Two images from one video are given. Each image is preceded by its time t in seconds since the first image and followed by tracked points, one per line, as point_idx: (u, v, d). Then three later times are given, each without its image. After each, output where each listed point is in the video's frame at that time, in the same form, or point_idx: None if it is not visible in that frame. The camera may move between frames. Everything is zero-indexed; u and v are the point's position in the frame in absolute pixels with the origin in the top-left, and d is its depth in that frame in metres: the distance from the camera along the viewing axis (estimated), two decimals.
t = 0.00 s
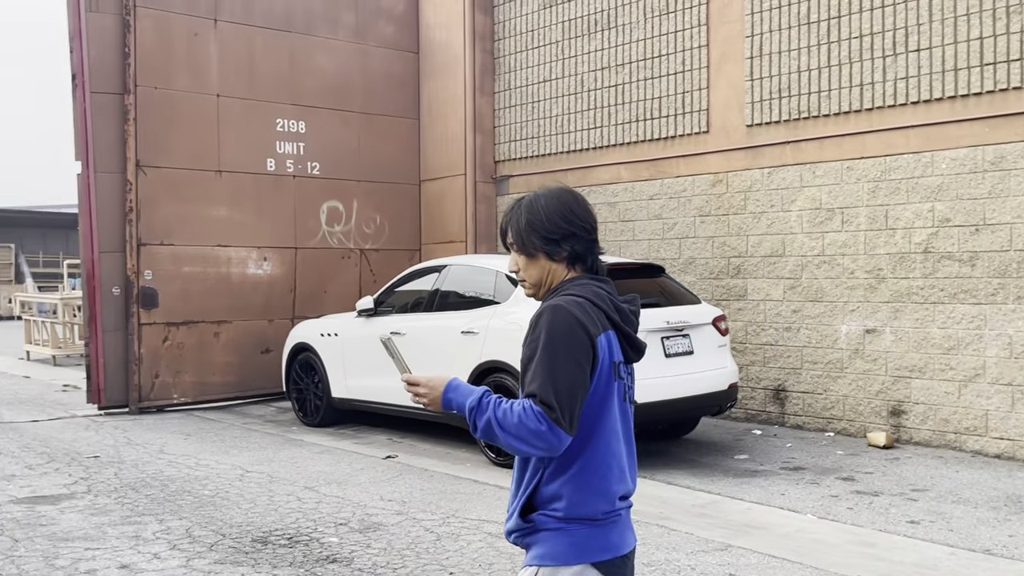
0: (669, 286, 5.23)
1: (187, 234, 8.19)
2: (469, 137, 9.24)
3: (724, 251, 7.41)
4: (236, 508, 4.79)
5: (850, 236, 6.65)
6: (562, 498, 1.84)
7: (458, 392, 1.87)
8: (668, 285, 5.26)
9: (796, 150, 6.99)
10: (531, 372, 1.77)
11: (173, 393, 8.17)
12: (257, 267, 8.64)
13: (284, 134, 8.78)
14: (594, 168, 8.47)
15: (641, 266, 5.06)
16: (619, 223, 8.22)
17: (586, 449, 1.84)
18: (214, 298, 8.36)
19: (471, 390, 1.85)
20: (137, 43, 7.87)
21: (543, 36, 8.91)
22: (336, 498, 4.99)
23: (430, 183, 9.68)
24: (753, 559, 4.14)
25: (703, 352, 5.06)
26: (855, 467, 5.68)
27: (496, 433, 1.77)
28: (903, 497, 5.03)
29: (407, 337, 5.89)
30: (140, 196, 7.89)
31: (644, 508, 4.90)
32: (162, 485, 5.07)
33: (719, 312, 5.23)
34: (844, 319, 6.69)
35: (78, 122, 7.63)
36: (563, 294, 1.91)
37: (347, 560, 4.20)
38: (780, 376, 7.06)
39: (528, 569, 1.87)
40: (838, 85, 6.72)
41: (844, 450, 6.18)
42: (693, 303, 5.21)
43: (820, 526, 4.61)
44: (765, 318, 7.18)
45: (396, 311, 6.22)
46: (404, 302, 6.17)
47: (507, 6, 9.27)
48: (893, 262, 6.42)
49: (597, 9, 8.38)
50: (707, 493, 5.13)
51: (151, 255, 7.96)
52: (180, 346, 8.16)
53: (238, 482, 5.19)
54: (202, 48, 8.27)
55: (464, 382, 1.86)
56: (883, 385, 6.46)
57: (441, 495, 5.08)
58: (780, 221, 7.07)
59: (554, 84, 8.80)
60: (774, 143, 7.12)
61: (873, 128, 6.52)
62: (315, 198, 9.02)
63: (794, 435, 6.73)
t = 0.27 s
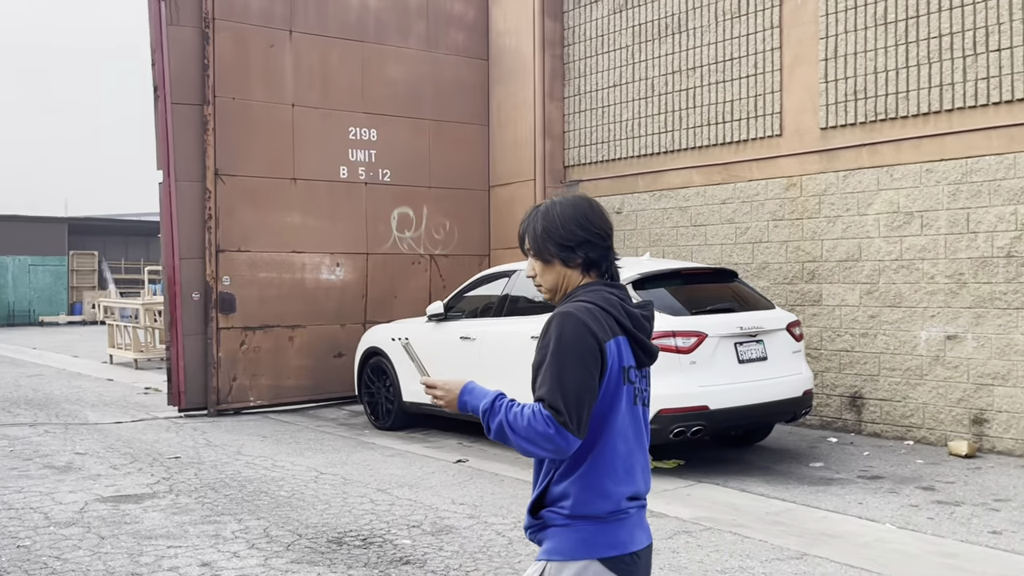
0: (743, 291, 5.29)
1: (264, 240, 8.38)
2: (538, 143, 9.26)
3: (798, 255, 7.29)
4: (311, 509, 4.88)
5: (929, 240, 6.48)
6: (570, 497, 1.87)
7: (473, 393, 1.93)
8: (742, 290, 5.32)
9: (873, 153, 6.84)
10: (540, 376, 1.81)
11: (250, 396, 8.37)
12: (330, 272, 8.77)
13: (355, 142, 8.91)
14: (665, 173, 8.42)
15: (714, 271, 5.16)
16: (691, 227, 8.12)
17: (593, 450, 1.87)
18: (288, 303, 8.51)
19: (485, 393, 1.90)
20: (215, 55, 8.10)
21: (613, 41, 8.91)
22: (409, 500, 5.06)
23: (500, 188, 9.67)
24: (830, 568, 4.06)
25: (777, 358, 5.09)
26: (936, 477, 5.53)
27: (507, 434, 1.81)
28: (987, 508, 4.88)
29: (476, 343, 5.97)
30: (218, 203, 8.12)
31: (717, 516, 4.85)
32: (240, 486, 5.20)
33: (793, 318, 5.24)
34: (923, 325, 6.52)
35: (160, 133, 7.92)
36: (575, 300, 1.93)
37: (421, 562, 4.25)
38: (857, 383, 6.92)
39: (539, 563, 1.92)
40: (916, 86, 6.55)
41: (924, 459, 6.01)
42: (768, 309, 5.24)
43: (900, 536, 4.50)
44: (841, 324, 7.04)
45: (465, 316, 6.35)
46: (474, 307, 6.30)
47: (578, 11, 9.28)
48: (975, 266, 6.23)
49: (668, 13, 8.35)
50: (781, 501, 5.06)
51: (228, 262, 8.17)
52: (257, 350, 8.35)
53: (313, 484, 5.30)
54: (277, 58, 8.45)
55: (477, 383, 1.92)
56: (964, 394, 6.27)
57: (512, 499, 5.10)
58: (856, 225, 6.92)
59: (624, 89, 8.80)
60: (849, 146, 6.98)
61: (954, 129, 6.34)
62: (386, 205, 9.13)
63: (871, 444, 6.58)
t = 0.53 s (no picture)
0: (807, 295, 5.31)
1: (327, 245, 8.49)
2: (598, 147, 9.26)
3: (864, 259, 7.19)
4: (374, 511, 4.94)
5: (1000, 243, 6.33)
6: (545, 498, 1.93)
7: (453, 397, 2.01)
8: (805, 294, 5.34)
9: (941, 154, 6.71)
10: (515, 384, 1.88)
11: (314, 399, 8.47)
12: (391, 277, 8.86)
13: (417, 148, 8.99)
14: (727, 176, 8.37)
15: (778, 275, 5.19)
16: (754, 231, 8.07)
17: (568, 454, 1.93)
18: (351, 308, 8.61)
19: (465, 398, 1.99)
20: (280, 64, 8.22)
21: (674, 44, 8.90)
22: (470, 503, 5.09)
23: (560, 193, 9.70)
24: None
25: (843, 363, 5.05)
26: (1008, 485, 5.40)
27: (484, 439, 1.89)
28: None
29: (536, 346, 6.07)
30: (283, 210, 8.25)
31: (780, 522, 4.79)
32: (304, 487, 5.29)
33: (859, 322, 5.21)
34: (994, 330, 6.37)
35: (227, 140, 8.03)
36: (552, 308, 1.99)
37: (481, 564, 4.27)
38: (925, 390, 6.79)
39: (517, 562, 1.99)
40: (986, 86, 6.41)
41: (995, 467, 5.87)
42: (832, 313, 5.23)
43: (969, 546, 4.40)
44: (908, 329, 6.93)
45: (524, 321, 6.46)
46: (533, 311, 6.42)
47: (639, 15, 9.30)
48: None
49: (730, 14, 8.32)
50: (847, 509, 4.98)
51: (293, 267, 8.30)
52: (320, 354, 8.46)
53: (376, 486, 5.36)
54: (340, 66, 8.56)
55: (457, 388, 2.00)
56: None
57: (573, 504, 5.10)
58: (924, 227, 6.80)
59: (685, 92, 8.78)
60: (916, 148, 6.85)
61: None
62: (448, 210, 9.19)
63: (941, 451, 6.45)
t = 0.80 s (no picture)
0: (860, 298, 5.28)
1: (378, 249, 8.57)
2: (649, 149, 9.25)
3: (920, 261, 7.13)
4: (424, 513, 4.96)
5: None
6: (523, 494, 1.99)
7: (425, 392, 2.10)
8: (859, 297, 5.30)
9: (999, 154, 6.59)
10: (484, 380, 1.96)
11: (365, 402, 8.50)
12: (442, 281, 8.91)
13: (466, 151, 9.04)
14: (779, 178, 8.32)
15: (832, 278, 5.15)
16: (806, 233, 8.03)
17: (542, 450, 1.99)
18: (402, 311, 8.68)
19: (436, 391, 2.07)
20: (332, 69, 8.31)
21: (725, 45, 8.87)
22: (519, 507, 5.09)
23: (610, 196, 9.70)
24: None
25: (897, 366, 5.05)
26: None
27: (453, 434, 1.98)
28: None
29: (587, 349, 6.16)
30: (335, 214, 8.33)
31: (833, 528, 4.73)
32: (354, 489, 5.33)
33: (915, 326, 5.19)
34: None
35: (280, 146, 8.12)
36: (524, 303, 2.08)
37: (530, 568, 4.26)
38: (984, 395, 6.69)
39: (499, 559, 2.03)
40: None
41: None
42: (887, 316, 5.20)
43: None
44: (965, 332, 6.84)
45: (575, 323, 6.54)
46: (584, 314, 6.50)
47: (689, 16, 9.29)
48: None
49: (782, 14, 8.28)
50: (902, 515, 4.91)
51: (345, 270, 8.39)
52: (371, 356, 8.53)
53: (426, 488, 5.39)
54: (390, 71, 8.63)
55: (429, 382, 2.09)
56: None
57: (622, 507, 5.09)
58: (982, 229, 6.69)
59: (736, 93, 8.75)
60: (973, 148, 6.75)
61: None
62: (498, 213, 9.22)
63: (1000, 457, 6.34)
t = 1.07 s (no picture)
0: (911, 299, 5.24)
1: (424, 250, 8.64)
2: (696, 149, 9.19)
3: (973, 261, 7.03)
4: (469, 514, 4.96)
5: None
6: (514, 493, 2.07)
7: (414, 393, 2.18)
8: (910, 297, 5.27)
9: None
10: (473, 381, 2.04)
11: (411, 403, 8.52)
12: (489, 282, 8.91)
13: (512, 153, 9.05)
14: (828, 177, 8.27)
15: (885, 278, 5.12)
16: (856, 233, 7.97)
17: (531, 449, 2.07)
18: (449, 312, 8.70)
19: (426, 392, 2.15)
20: (378, 72, 8.41)
21: (775, 43, 8.83)
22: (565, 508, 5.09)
23: (657, 197, 9.64)
24: None
25: (950, 368, 5.01)
26: None
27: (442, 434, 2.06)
28: None
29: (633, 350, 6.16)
30: (382, 215, 8.42)
31: (883, 532, 4.66)
32: (401, 489, 5.36)
33: (968, 327, 5.14)
34: None
35: (327, 148, 8.24)
36: (512, 307, 2.15)
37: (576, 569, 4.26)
38: None
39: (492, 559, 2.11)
40: None
41: None
42: (939, 317, 5.17)
43: None
44: (1021, 334, 6.72)
45: (621, 324, 6.53)
46: (630, 315, 6.49)
47: (736, 15, 9.27)
48: None
49: (832, 12, 8.21)
50: (955, 520, 4.82)
51: (392, 271, 8.47)
52: (417, 357, 8.57)
53: (472, 489, 5.41)
54: (437, 73, 8.68)
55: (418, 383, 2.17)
56: None
57: (668, 509, 5.07)
58: None
59: (786, 91, 8.70)
60: None
61: None
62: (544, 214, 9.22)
63: None
